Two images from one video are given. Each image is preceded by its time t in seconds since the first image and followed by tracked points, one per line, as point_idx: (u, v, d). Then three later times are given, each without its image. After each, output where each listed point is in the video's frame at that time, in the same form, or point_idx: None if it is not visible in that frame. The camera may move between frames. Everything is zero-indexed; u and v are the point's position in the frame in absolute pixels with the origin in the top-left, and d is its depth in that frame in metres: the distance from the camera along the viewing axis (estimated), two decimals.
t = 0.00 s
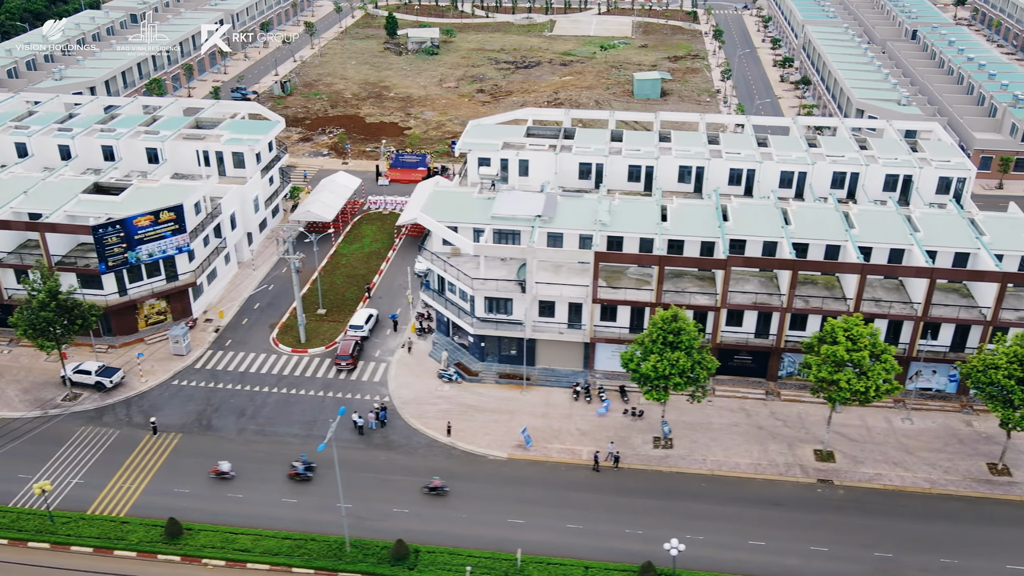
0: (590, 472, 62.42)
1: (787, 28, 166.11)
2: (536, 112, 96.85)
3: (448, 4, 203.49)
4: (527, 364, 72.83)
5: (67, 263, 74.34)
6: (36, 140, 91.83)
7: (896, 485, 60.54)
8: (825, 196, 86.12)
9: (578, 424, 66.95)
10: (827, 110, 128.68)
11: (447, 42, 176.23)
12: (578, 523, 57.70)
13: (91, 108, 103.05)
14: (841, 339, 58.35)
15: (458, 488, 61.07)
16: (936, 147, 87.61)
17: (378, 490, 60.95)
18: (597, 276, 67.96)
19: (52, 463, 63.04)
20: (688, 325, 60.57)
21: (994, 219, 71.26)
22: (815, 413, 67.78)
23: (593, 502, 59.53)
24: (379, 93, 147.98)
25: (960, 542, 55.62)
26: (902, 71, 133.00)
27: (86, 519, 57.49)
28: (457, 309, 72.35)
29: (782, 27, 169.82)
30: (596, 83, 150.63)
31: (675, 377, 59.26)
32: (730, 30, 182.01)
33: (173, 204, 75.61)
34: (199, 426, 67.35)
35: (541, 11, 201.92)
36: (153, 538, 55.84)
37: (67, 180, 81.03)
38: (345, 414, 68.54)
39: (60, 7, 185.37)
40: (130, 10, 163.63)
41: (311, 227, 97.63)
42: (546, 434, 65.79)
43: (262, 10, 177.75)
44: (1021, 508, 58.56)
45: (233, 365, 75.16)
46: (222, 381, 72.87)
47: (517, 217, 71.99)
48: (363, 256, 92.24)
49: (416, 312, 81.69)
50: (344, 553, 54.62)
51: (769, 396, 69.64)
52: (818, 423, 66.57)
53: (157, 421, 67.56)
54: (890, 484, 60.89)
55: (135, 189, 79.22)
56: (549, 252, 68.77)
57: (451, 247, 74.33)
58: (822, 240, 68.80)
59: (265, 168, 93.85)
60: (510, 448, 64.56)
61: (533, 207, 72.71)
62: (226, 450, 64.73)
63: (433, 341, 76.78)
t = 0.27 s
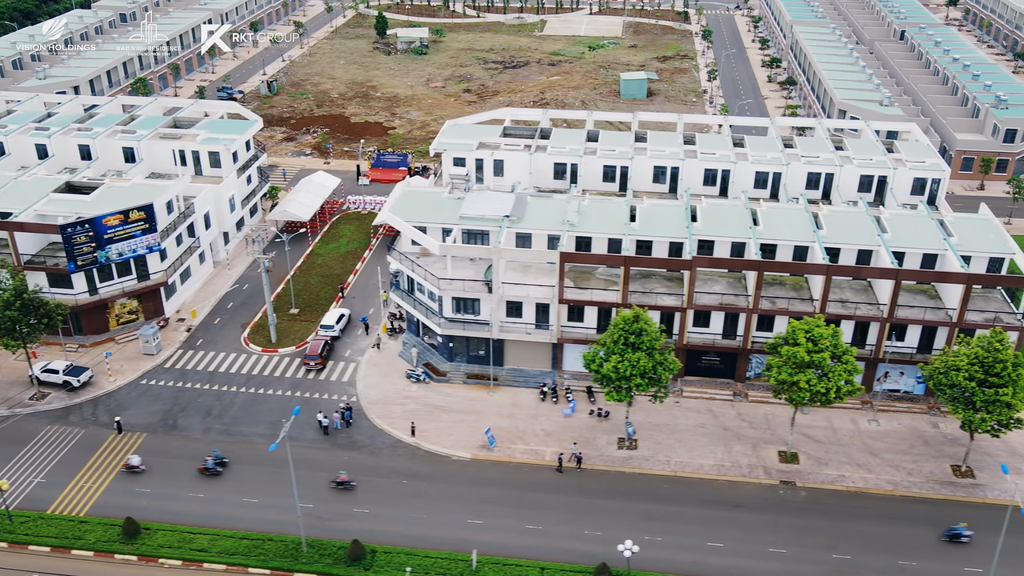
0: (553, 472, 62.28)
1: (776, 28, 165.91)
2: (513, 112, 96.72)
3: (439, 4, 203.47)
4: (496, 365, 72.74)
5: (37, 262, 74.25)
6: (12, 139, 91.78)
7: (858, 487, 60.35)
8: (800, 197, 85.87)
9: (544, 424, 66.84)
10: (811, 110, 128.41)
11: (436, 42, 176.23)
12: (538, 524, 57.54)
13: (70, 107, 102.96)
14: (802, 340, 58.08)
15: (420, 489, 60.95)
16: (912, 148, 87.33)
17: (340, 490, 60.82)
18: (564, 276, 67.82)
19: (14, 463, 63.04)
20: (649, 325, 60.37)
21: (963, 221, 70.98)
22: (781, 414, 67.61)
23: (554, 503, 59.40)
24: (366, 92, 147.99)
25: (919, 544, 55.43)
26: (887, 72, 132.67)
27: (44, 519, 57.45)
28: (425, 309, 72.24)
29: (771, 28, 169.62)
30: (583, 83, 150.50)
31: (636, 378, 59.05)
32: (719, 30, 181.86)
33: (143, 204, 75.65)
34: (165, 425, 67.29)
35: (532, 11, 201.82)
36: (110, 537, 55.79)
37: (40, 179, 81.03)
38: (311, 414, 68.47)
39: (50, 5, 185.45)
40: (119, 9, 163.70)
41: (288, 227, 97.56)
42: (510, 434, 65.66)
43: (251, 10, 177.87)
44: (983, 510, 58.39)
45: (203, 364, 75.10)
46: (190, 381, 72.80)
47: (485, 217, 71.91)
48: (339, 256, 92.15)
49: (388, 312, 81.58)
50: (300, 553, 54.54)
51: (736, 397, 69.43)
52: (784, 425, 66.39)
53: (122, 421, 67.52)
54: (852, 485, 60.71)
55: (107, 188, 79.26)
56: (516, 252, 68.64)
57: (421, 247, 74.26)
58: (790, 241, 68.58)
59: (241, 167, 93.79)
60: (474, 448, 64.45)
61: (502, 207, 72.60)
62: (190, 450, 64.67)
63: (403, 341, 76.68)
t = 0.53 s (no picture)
0: (519, 473, 62.22)
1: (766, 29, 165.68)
2: (493, 112, 96.68)
3: (431, 4, 203.37)
4: (467, 365, 72.73)
5: (10, 261, 74.28)
6: None
7: (824, 488, 60.21)
8: (777, 197, 85.69)
9: (512, 425, 66.79)
10: (798, 110, 128.19)
11: (427, 42, 176.13)
12: (500, 524, 57.46)
13: (52, 106, 102.94)
14: (766, 341, 57.86)
15: (384, 489, 60.87)
16: (889, 149, 87.12)
17: (304, 490, 60.78)
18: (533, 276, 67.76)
19: None
20: (612, 325, 60.14)
21: (935, 221, 70.78)
22: (750, 416, 67.50)
23: (518, 504, 59.29)
24: (354, 92, 148.00)
25: (881, 546, 55.30)
26: (874, 72, 132.34)
27: (6, 519, 57.44)
28: (396, 309, 72.22)
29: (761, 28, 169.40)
30: (571, 83, 150.36)
31: (600, 378, 58.91)
32: (711, 31, 181.66)
33: (116, 203, 75.68)
34: (133, 425, 67.29)
35: (525, 11, 201.69)
36: (72, 537, 55.76)
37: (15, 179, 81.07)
38: (280, 414, 68.44)
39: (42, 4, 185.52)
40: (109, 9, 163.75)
41: (268, 226, 97.54)
42: (478, 435, 65.59)
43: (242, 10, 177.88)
44: (947, 512, 58.24)
45: (175, 364, 75.09)
46: (161, 380, 72.80)
47: (456, 217, 71.88)
48: (317, 256, 92.14)
49: (363, 312, 81.55)
50: (260, 554, 54.48)
51: (707, 398, 69.30)
52: (752, 426, 66.24)
53: (90, 421, 67.51)
54: (818, 487, 60.55)
55: (81, 188, 79.28)
56: (486, 252, 68.58)
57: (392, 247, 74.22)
58: (761, 242, 68.41)
59: (220, 167, 93.80)
60: (441, 448, 64.39)
61: (473, 208, 72.60)
62: (157, 449, 64.64)
63: (376, 341, 76.67)
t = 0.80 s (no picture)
0: (484, 474, 62.12)
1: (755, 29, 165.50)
2: (472, 112, 96.65)
3: (423, 4, 203.36)
4: (438, 365, 72.68)
5: None
6: None
7: (789, 490, 60.04)
8: (754, 198, 85.48)
9: (481, 425, 66.70)
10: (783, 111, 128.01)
11: (417, 42, 176.13)
12: (462, 525, 57.39)
13: (33, 105, 102.89)
14: (729, 343, 57.73)
15: (349, 490, 60.79)
16: (866, 150, 86.91)
17: (268, 490, 60.72)
18: (502, 276, 67.63)
19: None
20: (576, 325, 59.94)
21: (907, 222, 70.54)
22: (719, 417, 67.36)
23: (481, 505, 59.21)
24: (342, 92, 148.04)
25: (843, 548, 55.16)
26: (860, 73, 132.03)
27: None
28: (367, 309, 72.12)
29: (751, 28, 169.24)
30: (559, 83, 150.26)
31: (564, 380, 58.83)
32: (702, 31, 181.49)
33: (88, 202, 75.69)
34: (102, 424, 67.28)
35: (517, 11, 201.65)
36: (33, 536, 55.74)
37: None
38: (249, 414, 68.40)
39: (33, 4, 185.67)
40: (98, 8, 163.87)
41: (247, 226, 97.48)
42: (445, 435, 65.51)
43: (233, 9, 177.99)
44: (911, 514, 58.06)
45: (147, 363, 75.08)
46: (132, 380, 72.78)
47: (426, 217, 71.79)
48: (295, 256, 92.09)
49: (337, 312, 81.48)
50: (220, 554, 54.44)
51: (677, 399, 69.18)
52: (721, 426, 66.06)
53: (59, 420, 67.49)
54: (783, 488, 60.39)
55: (55, 187, 79.30)
56: (455, 252, 68.46)
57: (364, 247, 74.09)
58: (731, 243, 68.17)
59: (198, 166, 93.79)
60: (408, 449, 64.33)
61: (444, 208, 72.51)
62: (124, 449, 64.63)
63: (349, 341, 76.63)
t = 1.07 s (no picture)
0: (450, 474, 62.02)
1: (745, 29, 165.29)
2: (451, 112, 96.61)
3: (415, 3, 203.32)
4: (409, 366, 72.64)
5: None
6: None
7: (753, 491, 59.90)
8: (731, 198, 85.26)
9: (448, 425, 66.61)
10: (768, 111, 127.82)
11: (407, 42, 176.10)
12: (424, 526, 57.30)
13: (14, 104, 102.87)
14: (691, 343, 57.71)
15: (313, 490, 60.71)
16: (843, 150, 86.71)
17: (233, 490, 60.66)
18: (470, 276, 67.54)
19: None
20: (540, 326, 59.88)
21: (878, 223, 70.34)
22: (688, 418, 67.21)
23: (445, 505, 59.11)
24: (329, 92, 148.05)
25: (804, 550, 55.02)
26: (846, 73, 131.75)
27: None
28: (338, 309, 72.06)
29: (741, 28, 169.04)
30: (547, 83, 150.09)
31: (527, 380, 58.85)
32: (692, 31, 181.29)
33: (61, 202, 75.71)
34: (70, 423, 67.25)
35: (508, 11, 201.55)
36: None
37: None
38: (217, 413, 68.36)
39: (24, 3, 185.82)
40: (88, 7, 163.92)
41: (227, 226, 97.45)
42: (412, 435, 65.43)
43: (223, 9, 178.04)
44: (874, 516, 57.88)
45: (118, 363, 75.07)
46: (103, 379, 72.77)
47: (397, 217, 71.72)
48: (273, 255, 92.07)
49: (311, 312, 81.45)
50: (180, 553, 54.38)
51: (646, 400, 69.03)
52: (689, 427, 65.88)
53: (27, 419, 67.47)
54: (747, 489, 60.24)
55: (29, 186, 79.33)
56: (424, 252, 68.36)
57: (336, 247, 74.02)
58: (701, 244, 67.90)
59: (177, 166, 93.82)
60: (374, 449, 64.26)
61: (415, 208, 72.45)
62: (90, 449, 64.59)
63: (322, 341, 76.59)
